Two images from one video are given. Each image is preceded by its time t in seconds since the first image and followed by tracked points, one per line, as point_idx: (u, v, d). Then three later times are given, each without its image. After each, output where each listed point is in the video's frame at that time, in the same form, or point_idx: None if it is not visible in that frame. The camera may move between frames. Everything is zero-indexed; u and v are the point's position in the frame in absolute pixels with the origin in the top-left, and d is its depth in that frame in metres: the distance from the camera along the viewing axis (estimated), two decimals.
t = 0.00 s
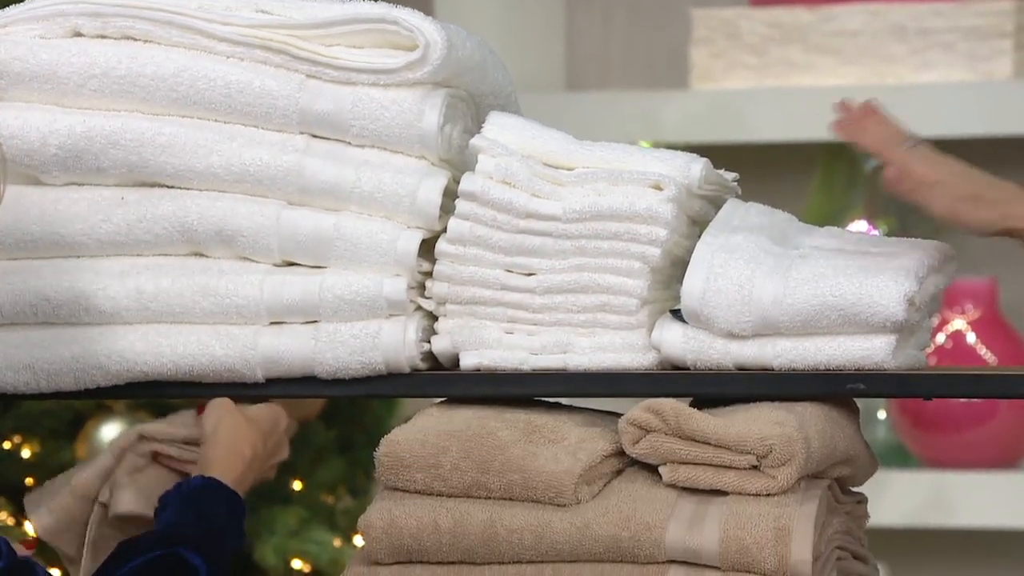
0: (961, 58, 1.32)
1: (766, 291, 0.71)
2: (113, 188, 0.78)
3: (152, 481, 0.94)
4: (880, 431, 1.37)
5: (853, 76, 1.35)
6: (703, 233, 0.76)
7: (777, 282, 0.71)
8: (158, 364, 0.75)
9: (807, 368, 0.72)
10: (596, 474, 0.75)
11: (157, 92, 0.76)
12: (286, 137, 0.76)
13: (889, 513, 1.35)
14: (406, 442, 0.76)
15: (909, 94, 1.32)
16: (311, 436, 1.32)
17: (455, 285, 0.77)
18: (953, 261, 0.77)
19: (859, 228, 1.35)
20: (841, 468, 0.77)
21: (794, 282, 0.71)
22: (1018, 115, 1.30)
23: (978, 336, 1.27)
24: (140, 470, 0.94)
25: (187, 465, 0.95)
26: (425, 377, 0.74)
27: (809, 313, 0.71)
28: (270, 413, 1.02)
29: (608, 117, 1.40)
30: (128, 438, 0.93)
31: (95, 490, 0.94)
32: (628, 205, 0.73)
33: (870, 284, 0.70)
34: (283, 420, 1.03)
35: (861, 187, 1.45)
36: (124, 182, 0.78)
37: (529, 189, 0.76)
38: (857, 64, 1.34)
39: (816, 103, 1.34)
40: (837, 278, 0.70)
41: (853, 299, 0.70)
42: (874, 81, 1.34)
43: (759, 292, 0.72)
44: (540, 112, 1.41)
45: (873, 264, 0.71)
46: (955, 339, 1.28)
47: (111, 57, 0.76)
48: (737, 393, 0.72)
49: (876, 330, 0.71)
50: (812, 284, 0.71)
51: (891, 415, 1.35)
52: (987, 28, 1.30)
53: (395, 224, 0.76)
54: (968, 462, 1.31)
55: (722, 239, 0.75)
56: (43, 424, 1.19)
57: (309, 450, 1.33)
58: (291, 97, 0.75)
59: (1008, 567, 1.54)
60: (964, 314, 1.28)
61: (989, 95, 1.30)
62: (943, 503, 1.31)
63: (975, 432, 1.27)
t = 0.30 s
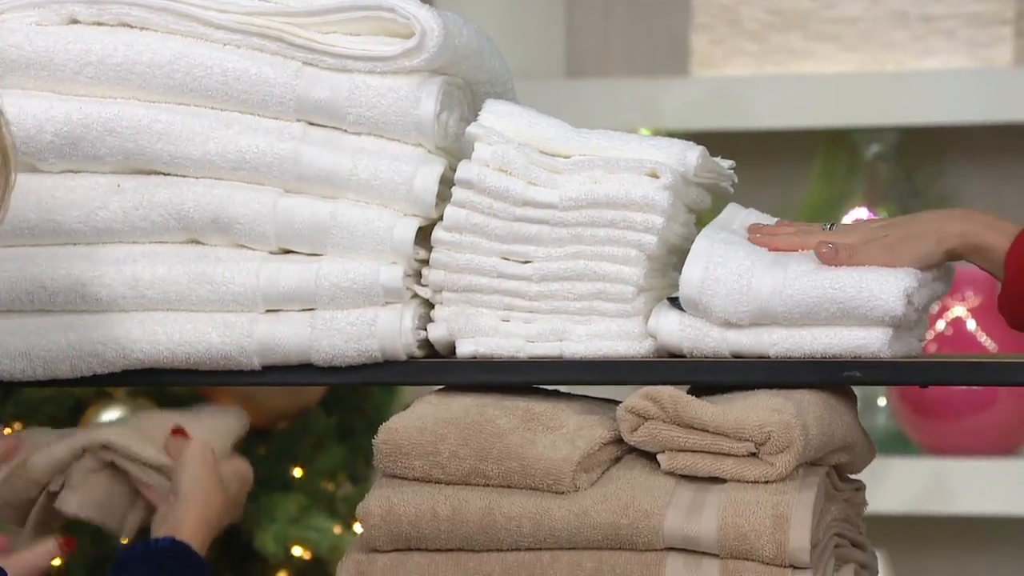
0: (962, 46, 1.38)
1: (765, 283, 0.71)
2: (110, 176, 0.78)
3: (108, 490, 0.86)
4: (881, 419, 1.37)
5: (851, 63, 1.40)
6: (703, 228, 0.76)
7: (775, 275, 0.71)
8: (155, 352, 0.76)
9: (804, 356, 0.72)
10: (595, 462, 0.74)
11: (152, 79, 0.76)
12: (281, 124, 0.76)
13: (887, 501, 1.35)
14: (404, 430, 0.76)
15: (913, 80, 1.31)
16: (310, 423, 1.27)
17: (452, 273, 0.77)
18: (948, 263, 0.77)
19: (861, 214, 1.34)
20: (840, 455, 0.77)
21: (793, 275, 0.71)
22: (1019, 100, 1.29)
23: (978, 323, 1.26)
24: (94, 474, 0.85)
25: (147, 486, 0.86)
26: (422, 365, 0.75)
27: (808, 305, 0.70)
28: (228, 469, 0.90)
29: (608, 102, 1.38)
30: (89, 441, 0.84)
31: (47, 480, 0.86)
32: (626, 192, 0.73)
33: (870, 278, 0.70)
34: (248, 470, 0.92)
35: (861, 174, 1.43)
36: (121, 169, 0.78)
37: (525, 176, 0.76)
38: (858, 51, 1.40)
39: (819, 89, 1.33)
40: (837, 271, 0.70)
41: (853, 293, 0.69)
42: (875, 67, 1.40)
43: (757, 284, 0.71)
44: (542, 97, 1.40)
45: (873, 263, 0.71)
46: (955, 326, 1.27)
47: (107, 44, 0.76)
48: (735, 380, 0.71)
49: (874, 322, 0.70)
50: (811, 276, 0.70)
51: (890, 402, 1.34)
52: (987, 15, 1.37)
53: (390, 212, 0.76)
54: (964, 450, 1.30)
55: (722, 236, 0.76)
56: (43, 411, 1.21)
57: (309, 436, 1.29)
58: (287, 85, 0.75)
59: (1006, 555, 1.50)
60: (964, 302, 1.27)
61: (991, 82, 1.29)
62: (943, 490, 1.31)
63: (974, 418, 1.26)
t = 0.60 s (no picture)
0: (962, 33, 1.37)
1: (765, 273, 0.71)
2: (110, 163, 0.78)
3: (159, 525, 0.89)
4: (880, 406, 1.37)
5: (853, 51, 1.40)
6: (703, 216, 0.76)
7: (775, 265, 0.71)
8: (155, 339, 0.76)
9: (804, 344, 0.72)
10: (595, 450, 0.75)
11: (152, 67, 0.76)
12: (281, 112, 0.76)
13: (886, 488, 1.35)
14: (404, 418, 0.76)
15: (912, 67, 1.31)
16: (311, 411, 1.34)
17: (452, 261, 0.77)
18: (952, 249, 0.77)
19: (860, 201, 1.34)
20: (840, 443, 0.77)
21: (793, 265, 0.71)
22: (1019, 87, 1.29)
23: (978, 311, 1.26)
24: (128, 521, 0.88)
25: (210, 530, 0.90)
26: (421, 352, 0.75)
27: (808, 295, 0.70)
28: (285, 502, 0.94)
29: (607, 90, 1.38)
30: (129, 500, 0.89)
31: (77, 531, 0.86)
32: (626, 180, 0.73)
33: (869, 269, 0.69)
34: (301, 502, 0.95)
35: (861, 162, 1.43)
36: (121, 157, 0.78)
37: (525, 164, 0.75)
38: (858, 39, 1.40)
39: (818, 77, 1.33)
40: (837, 262, 0.70)
41: (853, 283, 0.69)
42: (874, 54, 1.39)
43: (757, 273, 0.71)
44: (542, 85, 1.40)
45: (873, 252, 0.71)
46: (955, 314, 1.28)
47: (107, 32, 0.76)
48: (735, 369, 0.71)
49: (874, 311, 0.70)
50: (811, 267, 0.70)
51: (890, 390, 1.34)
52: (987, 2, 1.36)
53: (390, 200, 0.76)
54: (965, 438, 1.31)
55: (724, 223, 0.76)
56: (44, 398, 1.22)
57: (309, 423, 1.35)
58: (287, 72, 0.75)
59: (1006, 542, 1.51)
60: (964, 290, 1.27)
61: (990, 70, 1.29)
62: (943, 477, 1.31)
63: (975, 405, 1.27)
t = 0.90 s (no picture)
0: (962, 23, 1.37)
1: (763, 263, 0.71)
2: (108, 153, 0.78)
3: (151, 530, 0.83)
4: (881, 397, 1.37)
5: (853, 40, 1.40)
6: (702, 206, 0.76)
7: (773, 254, 0.71)
8: (153, 329, 0.76)
9: (802, 334, 0.71)
10: (594, 440, 0.75)
11: (151, 56, 0.76)
12: (279, 101, 0.76)
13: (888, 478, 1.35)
14: (403, 408, 0.76)
15: (913, 57, 1.30)
16: (313, 401, 1.34)
17: (450, 251, 0.76)
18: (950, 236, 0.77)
19: (862, 190, 1.34)
20: (840, 433, 0.77)
21: (791, 255, 0.71)
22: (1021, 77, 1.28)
23: (978, 300, 1.26)
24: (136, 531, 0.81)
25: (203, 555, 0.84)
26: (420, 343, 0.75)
27: (805, 285, 0.70)
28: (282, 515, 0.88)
29: (608, 80, 1.38)
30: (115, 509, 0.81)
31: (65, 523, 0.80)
32: (624, 170, 0.73)
33: (867, 258, 0.69)
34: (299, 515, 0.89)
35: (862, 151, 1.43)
36: (119, 147, 0.78)
37: (524, 154, 0.75)
38: (859, 28, 1.40)
39: (819, 66, 1.32)
40: (835, 251, 0.70)
41: (851, 272, 0.69)
42: (875, 44, 1.39)
43: (755, 263, 0.71)
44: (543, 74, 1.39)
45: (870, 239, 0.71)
46: (955, 304, 1.27)
47: (106, 22, 0.76)
48: (732, 359, 0.71)
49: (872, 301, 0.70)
50: (809, 257, 0.70)
51: (891, 379, 1.34)
52: None
53: (388, 190, 0.76)
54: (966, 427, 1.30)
55: (723, 214, 0.76)
56: (43, 388, 1.23)
57: (309, 413, 1.35)
58: (285, 61, 0.75)
59: (1008, 533, 1.50)
60: (964, 279, 1.27)
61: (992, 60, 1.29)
62: (943, 467, 1.31)
63: (975, 394, 1.26)
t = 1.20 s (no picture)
0: (961, 17, 1.37)
1: (763, 255, 0.71)
2: (108, 147, 0.78)
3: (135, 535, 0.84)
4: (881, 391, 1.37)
5: (853, 34, 1.40)
6: (702, 198, 0.76)
7: (773, 246, 0.71)
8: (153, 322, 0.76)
9: (802, 327, 0.72)
10: (594, 433, 0.75)
11: (151, 49, 0.75)
12: (279, 94, 0.76)
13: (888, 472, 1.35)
14: (403, 401, 0.76)
15: (913, 50, 1.30)
16: (313, 395, 1.34)
17: (451, 244, 0.76)
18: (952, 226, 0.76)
19: (862, 183, 1.34)
20: (839, 427, 0.77)
21: (791, 247, 0.71)
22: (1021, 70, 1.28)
23: (977, 294, 1.26)
24: None
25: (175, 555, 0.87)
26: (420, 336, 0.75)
27: (805, 277, 0.70)
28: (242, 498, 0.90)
29: (607, 73, 1.38)
30: None
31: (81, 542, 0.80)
32: (624, 163, 0.73)
33: (867, 250, 0.69)
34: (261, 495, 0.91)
35: (862, 144, 1.43)
36: (120, 140, 0.78)
37: (525, 147, 0.75)
38: (859, 21, 1.40)
39: (818, 59, 1.32)
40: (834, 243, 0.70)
41: (850, 265, 0.69)
42: (875, 37, 1.39)
43: (755, 255, 0.71)
44: (542, 68, 1.39)
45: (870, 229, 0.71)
46: (955, 297, 1.27)
47: (106, 15, 0.75)
48: (733, 352, 0.71)
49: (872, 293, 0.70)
50: (809, 249, 0.70)
51: (891, 372, 1.35)
52: None
53: (389, 184, 0.76)
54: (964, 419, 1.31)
55: (722, 206, 0.76)
56: (43, 381, 1.24)
57: (309, 407, 1.35)
58: (285, 53, 0.75)
59: (1010, 526, 1.50)
60: (964, 272, 1.27)
61: (992, 53, 1.29)
62: (943, 460, 1.31)
63: (975, 388, 1.27)
